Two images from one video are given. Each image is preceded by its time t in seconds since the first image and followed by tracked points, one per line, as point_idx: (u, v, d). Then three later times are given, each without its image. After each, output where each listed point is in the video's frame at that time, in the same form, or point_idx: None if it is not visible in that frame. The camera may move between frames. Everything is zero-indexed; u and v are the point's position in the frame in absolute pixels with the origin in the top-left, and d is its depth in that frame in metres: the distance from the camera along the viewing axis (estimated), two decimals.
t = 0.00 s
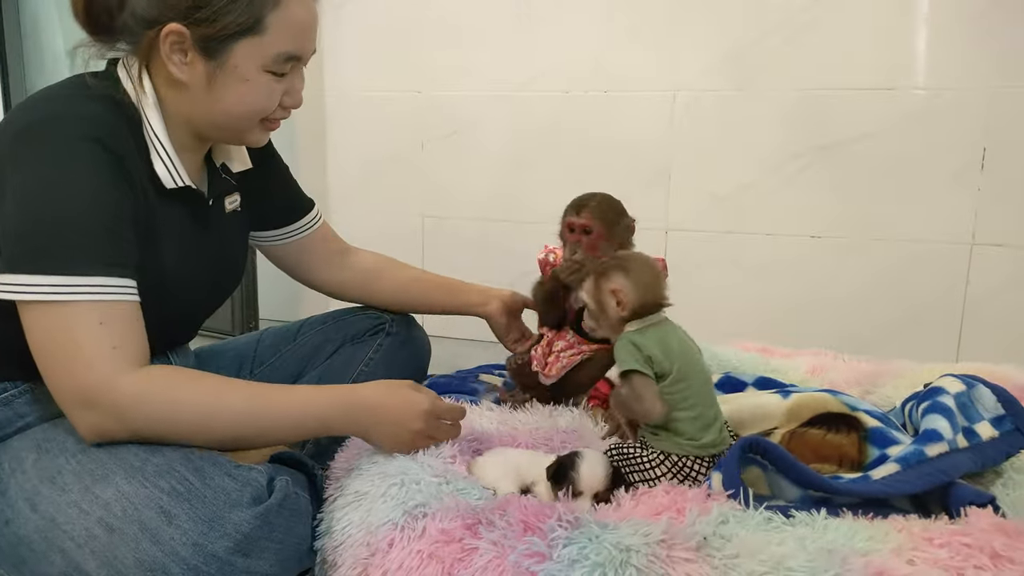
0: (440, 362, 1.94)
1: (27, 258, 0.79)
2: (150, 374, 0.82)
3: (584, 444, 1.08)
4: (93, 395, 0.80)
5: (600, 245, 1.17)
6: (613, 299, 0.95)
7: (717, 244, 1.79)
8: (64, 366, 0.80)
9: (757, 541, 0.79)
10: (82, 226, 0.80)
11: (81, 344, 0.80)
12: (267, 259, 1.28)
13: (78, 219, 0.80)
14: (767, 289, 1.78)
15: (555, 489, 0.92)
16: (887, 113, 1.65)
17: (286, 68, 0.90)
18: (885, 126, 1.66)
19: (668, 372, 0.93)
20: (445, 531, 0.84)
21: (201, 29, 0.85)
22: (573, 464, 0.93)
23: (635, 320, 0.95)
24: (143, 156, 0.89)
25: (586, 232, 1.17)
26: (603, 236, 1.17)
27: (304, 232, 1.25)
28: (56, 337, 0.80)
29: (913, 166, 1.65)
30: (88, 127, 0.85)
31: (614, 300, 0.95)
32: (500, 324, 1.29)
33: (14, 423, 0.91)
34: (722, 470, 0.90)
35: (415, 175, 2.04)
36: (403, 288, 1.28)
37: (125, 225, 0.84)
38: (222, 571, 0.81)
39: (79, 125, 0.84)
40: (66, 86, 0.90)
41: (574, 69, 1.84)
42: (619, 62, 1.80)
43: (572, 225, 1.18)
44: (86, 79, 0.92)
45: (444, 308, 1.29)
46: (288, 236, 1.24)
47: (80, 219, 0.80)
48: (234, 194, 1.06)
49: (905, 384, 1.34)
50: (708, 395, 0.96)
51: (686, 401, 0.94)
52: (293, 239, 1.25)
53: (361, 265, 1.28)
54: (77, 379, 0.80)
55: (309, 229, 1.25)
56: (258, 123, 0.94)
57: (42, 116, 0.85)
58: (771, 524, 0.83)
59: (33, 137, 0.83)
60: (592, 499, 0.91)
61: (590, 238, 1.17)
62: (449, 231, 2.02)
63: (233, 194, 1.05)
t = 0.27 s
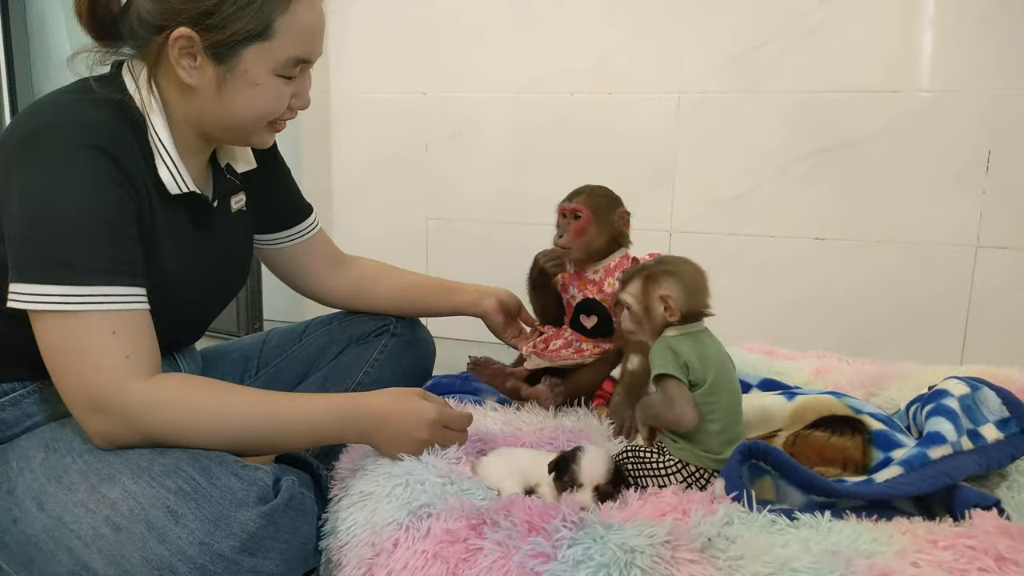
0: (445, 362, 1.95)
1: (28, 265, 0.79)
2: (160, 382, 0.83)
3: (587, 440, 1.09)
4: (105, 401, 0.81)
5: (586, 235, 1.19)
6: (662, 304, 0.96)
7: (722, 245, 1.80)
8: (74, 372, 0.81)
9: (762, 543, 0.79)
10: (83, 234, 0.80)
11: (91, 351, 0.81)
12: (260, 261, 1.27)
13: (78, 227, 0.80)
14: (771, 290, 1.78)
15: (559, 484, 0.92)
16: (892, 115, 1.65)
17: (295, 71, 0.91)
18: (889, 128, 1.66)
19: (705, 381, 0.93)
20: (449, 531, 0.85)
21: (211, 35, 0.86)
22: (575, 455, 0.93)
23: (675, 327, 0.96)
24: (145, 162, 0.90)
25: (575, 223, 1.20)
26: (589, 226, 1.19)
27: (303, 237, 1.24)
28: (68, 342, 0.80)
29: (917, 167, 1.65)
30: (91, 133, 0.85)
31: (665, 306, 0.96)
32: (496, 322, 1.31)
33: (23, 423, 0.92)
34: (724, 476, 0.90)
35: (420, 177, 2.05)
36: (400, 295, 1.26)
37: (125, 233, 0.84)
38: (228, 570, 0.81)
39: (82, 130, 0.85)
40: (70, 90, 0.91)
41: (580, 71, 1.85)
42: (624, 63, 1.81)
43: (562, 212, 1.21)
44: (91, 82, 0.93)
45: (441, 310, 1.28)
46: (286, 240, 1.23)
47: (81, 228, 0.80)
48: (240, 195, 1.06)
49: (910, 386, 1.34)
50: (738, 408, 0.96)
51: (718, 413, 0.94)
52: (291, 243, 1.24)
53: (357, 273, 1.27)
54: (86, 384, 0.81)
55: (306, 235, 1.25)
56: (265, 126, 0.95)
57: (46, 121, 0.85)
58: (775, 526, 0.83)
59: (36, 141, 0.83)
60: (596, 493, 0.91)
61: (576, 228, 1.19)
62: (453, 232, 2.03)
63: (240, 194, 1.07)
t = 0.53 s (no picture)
0: (446, 364, 1.95)
1: (38, 266, 0.79)
2: (169, 380, 0.84)
3: (591, 439, 1.09)
4: (116, 402, 0.81)
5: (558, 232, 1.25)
6: (693, 318, 0.94)
7: (723, 248, 1.80)
8: (83, 374, 0.81)
9: (764, 546, 0.79)
10: (92, 236, 0.81)
11: (99, 355, 0.81)
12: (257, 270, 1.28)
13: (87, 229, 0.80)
14: (773, 293, 1.78)
15: (561, 484, 0.92)
16: (894, 118, 1.65)
17: (307, 76, 0.92)
18: (891, 131, 1.66)
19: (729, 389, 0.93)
20: (452, 533, 0.85)
21: (226, 38, 0.86)
22: (576, 454, 0.94)
23: (706, 335, 0.94)
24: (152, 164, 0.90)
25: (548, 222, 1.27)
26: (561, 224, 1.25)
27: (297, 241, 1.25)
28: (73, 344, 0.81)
29: (919, 170, 1.65)
30: (98, 135, 0.85)
31: (695, 320, 0.94)
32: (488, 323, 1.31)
33: (27, 425, 0.92)
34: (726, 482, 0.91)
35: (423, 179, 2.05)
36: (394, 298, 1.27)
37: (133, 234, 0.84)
38: (230, 571, 0.82)
39: (88, 134, 0.85)
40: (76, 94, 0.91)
41: (582, 73, 1.85)
42: (626, 66, 1.81)
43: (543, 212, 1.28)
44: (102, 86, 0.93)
45: (432, 312, 1.29)
46: (281, 243, 1.24)
47: (90, 231, 0.81)
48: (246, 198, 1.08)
49: (911, 389, 1.34)
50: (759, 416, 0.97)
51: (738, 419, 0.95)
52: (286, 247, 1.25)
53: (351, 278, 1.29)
54: (95, 385, 0.81)
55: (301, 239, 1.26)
56: (276, 129, 0.95)
57: (54, 124, 0.85)
58: (777, 529, 0.83)
59: (42, 145, 0.83)
60: (597, 491, 0.91)
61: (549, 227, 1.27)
62: (455, 234, 2.03)
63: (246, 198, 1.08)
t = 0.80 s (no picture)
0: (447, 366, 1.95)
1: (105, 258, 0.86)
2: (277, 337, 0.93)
3: (588, 439, 1.09)
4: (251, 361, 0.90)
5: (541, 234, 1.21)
6: (715, 333, 0.96)
7: (724, 250, 1.80)
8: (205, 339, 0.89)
9: (765, 548, 0.80)
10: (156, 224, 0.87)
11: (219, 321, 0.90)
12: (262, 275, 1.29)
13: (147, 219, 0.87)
14: (774, 295, 1.78)
15: (558, 484, 0.92)
16: (895, 122, 1.65)
17: (319, 83, 0.99)
18: (892, 134, 1.66)
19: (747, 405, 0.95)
20: (453, 535, 0.85)
21: (245, 45, 0.92)
22: (573, 454, 0.94)
23: (726, 349, 0.97)
24: (188, 158, 0.95)
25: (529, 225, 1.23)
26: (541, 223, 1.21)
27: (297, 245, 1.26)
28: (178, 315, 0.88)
29: (920, 174, 1.66)
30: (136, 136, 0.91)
31: (717, 335, 0.96)
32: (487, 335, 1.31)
33: (30, 425, 0.95)
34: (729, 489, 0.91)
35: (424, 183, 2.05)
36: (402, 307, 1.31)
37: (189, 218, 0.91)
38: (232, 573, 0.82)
39: (127, 140, 0.90)
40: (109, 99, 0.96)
41: (584, 76, 1.85)
42: (628, 69, 1.81)
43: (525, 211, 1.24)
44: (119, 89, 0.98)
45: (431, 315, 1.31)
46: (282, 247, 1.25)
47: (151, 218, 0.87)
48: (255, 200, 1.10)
49: (912, 392, 1.34)
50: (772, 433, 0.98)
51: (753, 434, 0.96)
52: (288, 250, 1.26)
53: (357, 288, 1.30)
54: (198, 340, 0.89)
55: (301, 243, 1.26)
56: (286, 133, 1.02)
57: (95, 134, 0.91)
58: (778, 532, 0.84)
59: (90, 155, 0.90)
60: (591, 489, 0.91)
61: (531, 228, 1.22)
62: (456, 237, 2.03)
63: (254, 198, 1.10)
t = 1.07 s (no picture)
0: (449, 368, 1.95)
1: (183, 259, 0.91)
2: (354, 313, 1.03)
3: (590, 442, 1.09)
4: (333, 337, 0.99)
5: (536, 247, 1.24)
6: (724, 333, 0.96)
7: (726, 252, 1.80)
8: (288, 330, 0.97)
9: (767, 550, 0.80)
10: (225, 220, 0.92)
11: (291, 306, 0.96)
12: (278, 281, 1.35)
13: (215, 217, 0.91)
14: (776, 297, 1.78)
15: (557, 487, 0.93)
16: (897, 123, 1.65)
17: (347, 95, 1.04)
18: (895, 136, 1.66)
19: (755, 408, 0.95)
20: (455, 537, 0.85)
21: (280, 57, 0.97)
22: (572, 461, 0.94)
23: (735, 352, 0.97)
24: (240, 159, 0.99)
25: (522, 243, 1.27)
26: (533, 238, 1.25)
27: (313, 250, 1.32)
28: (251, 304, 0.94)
29: (922, 176, 1.66)
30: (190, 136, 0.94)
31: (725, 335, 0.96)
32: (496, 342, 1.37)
33: (45, 420, 0.97)
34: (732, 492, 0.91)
35: (426, 185, 2.05)
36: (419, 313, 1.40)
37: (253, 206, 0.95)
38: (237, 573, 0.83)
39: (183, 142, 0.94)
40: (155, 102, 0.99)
41: (586, 79, 1.85)
42: (630, 71, 1.81)
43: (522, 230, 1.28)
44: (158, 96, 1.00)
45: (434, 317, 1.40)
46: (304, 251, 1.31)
47: (218, 215, 0.91)
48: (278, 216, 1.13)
49: (914, 394, 1.34)
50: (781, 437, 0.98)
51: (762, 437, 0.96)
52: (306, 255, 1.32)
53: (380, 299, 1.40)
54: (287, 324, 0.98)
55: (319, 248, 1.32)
56: (315, 143, 1.07)
57: (149, 139, 0.94)
58: (779, 534, 0.84)
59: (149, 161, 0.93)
60: (591, 498, 0.91)
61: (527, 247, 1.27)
62: (458, 238, 2.03)
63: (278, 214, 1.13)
